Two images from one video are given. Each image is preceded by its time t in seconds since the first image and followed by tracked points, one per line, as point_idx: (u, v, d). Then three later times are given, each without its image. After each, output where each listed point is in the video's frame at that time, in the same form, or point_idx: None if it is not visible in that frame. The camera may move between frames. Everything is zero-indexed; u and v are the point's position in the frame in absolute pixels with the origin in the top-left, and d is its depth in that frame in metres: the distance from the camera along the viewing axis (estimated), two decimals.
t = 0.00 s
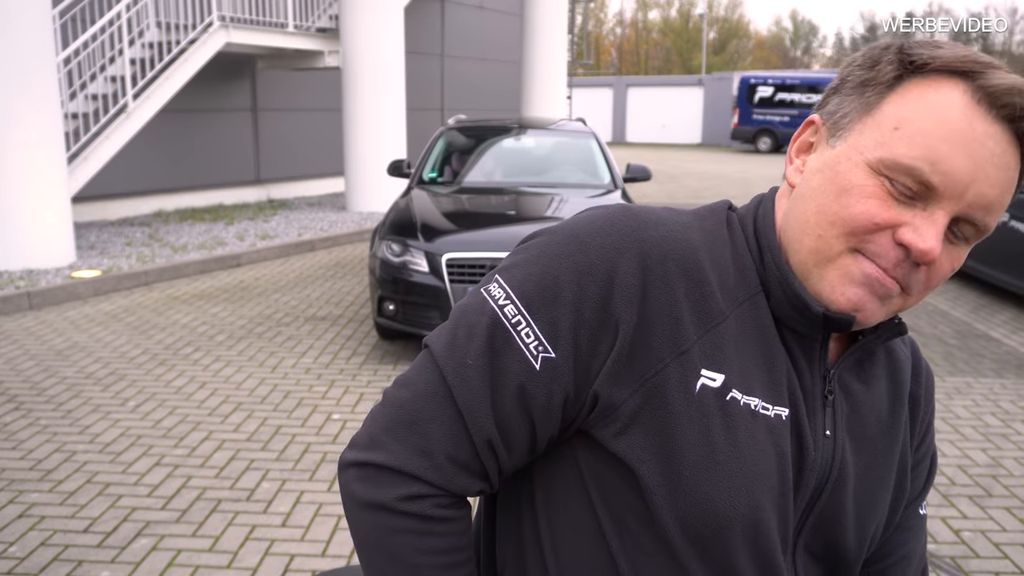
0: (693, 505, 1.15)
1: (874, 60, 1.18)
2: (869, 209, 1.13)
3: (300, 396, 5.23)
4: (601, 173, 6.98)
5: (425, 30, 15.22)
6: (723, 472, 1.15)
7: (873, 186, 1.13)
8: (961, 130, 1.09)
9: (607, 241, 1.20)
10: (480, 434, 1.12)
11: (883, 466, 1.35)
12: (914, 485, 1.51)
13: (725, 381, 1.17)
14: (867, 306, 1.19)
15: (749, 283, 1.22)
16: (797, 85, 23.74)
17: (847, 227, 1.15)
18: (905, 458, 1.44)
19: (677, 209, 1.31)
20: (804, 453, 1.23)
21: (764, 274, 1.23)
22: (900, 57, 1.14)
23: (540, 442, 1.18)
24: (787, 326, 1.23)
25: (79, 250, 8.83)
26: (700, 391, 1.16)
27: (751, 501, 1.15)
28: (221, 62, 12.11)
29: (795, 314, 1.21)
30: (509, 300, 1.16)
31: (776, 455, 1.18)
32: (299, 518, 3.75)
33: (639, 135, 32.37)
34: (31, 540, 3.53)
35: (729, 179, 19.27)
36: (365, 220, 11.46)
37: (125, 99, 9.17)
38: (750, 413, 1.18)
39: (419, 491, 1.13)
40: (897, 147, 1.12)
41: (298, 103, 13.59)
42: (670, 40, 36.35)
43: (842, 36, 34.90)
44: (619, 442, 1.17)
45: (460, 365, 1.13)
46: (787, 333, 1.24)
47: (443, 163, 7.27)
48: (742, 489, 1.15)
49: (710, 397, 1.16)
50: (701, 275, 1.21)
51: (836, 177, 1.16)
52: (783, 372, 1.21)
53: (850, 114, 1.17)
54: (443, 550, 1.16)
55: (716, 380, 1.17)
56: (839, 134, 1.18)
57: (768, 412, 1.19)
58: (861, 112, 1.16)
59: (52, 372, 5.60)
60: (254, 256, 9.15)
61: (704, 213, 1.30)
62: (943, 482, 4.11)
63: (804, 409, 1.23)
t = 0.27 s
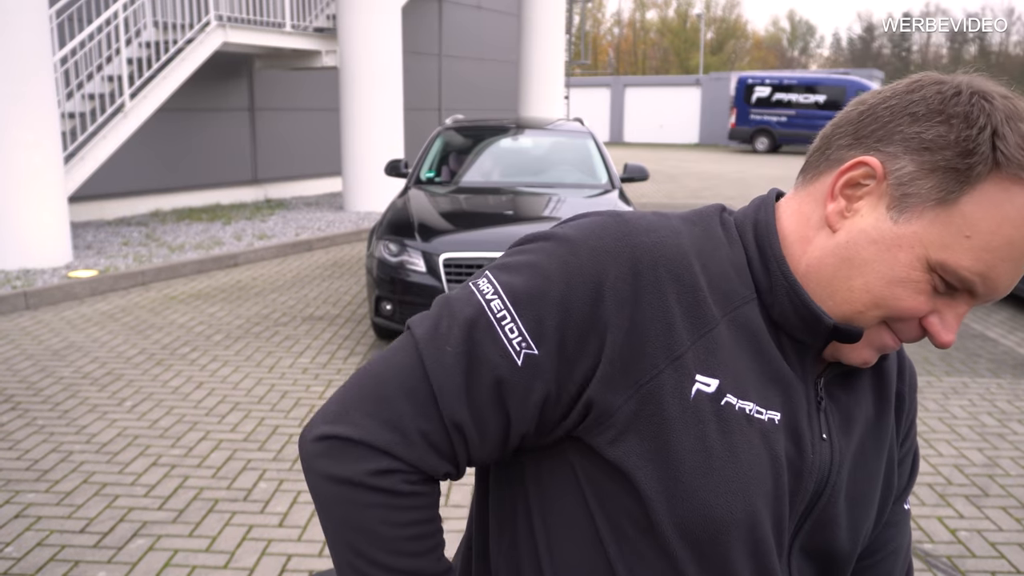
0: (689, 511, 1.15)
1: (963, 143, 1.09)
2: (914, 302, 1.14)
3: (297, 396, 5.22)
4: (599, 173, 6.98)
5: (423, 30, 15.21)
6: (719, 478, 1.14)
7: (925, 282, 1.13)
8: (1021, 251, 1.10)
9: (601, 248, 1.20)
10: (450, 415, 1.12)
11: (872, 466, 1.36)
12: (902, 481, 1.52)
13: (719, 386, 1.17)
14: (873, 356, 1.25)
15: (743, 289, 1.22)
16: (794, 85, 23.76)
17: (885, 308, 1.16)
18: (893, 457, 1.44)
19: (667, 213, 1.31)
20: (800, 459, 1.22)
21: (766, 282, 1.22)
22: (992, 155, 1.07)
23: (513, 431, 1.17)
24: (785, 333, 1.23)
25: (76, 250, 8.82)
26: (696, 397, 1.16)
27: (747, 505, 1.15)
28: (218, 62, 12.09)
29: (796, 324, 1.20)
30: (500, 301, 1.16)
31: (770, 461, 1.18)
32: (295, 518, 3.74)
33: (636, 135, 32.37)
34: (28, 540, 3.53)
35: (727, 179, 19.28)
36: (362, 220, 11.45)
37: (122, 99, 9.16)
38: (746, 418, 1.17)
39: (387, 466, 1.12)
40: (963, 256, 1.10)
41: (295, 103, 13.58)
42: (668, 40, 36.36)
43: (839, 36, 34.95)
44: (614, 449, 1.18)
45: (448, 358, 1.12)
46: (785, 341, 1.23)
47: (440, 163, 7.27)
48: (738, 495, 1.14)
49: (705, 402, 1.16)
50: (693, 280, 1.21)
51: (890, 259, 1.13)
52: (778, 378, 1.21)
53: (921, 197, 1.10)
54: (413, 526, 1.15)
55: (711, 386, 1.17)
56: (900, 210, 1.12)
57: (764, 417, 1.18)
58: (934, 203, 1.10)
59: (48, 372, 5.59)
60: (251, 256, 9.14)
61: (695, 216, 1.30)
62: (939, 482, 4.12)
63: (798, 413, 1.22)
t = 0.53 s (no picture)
0: (684, 505, 1.15)
1: (965, 150, 1.09)
2: (909, 304, 1.15)
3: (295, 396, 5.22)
4: (597, 173, 6.98)
5: (421, 30, 15.21)
6: (713, 471, 1.15)
7: (920, 285, 1.14)
8: (1012, 258, 1.12)
9: (594, 241, 1.19)
10: (433, 388, 1.12)
11: (865, 461, 1.37)
12: (893, 475, 1.53)
13: (713, 380, 1.17)
14: (862, 353, 1.26)
15: (737, 287, 1.21)
16: (792, 86, 23.78)
17: (879, 309, 1.17)
18: (885, 453, 1.45)
19: (658, 210, 1.30)
20: (795, 454, 1.22)
21: (760, 279, 1.21)
22: (992, 164, 1.08)
23: (496, 410, 1.16)
24: (780, 330, 1.22)
25: (73, 250, 8.81)
26: (690, 391, 1.16)
27: (742, 498, 1.16)
28: (216, 62, 12.08)
29: (793, 320, 1.20)
30: (499, 309, 1.14)
31: (763, 455, 1.18)
32: (293, 519, 3.74)
33: (634, 135, 32.38)
34: (25, 541, 3.52)
35: (724, 179, 19.29)
36: (360, 220, 11.45)
37: (120, 99, 9.15)
38: (739, 412, 1.18)
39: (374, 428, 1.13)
40: (959, 260, 1.11)
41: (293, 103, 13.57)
42: (666, 40, 36.37)
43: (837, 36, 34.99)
44: (610, 442, 1.18)
45: (439, 340, 1.12)
46: (781, 338, 1.23)
47: (438, 163, 7.27)
48: (731, 489, 1.15)
49: (699, 395, 1.17)
50: (687, 272, 1.20)
51: (888, 262, 1.14)
52: (772, 372, 1.21)
53: (920, 202, 1.10)
54: (405, 495, 1.14)
55: (705, 380, 1.17)
56: (899, 214, 1.12)
57: (757, 411, 1.19)
58: (934, 209, 1.10)
59: (46, 372, 5.59)
60: (249, 256, 9.13)
61: (686, 216, 1.29)
62: (936, 482, 4.12)
63: (794, 408, 1.22)
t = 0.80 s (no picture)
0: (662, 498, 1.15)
1: (933, 126, 1.09)
2: (889, 286, 1.14)
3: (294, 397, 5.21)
4: (595, 173, 6.99)
5: (419, 30, 15.20)
6: (695, 462, 1.14)
7: (899, 266, 1.13)
8: (996, 230, 1.09)
9: (577, 225, 1.21)
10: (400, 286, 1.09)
11: (856, 456, 1.37)
12: (889, 467, 1.54)
13: (694, 369, 1.17)
14: (854, 341, 1.25)
15: (720, 280, 1.23)
16: (790, 85, 23.79)
17: (860, 292, 1.16)
18: (875, 445, 1.46)
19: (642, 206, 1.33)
20: (782, 447, 1.22)
21: (744, 273, 1.24)
22: (961, 140, 1.07)
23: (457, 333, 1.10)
24: (765, 322, 1.24)
25: (71, 251, 8.81)
26: (669, 378, 1.17)
27: (724, 487, 1.15)
28: (214, 62, 12.07)
29: (774, 311, 1.21)
30: (477, 255, 1.15)
31: (748, 447, 1.18)
32: (292, 520, 3.74)
33: (632, 135, 32.39)
34: (23, 543, 3.51)
35: (722, 179, 19.30)
36: (358, 221, 11.44)
37: (118, 99, 9.14)
38: (722, 404, 1.17)
39: (344, 315, 1.06)
40: (936, 240, 1.10)
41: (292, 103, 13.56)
42: (664, 40, 36.39)
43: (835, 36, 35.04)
44: (587, 419, 1.17)
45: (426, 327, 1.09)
46: (767, 331, 1.24)
47: (437, 163, 7.27)
48: (714, 480, 1.14)
49: (680, 383, 1.17)
50: (668, 261, 1.21)
51: (863, 246, 1.14)
52: (756, 364, 1.22)
53: (891, 181, 1.10)
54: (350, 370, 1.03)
55: (685, 368, 1.17)
56: (871, 195, 1.12)
57: (740, 402, 1.19)
58: (905, 187, 1.10)
59: (44, 373, 5.58)
60: (247, 257, 9.12)
61: (669, 207, 1.32)
62: (935, 482, 4.13)
63: (778, 400, 1.22)
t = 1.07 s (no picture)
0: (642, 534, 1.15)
1: (777, 56, 1.16)
2: (774, 215, 1.14)
3: (291, 396, 5.21)
4: (593, 173, 6.99)
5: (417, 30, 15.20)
6: (672, 494, 1.16)
7: (777, 193, 1.13)
8: (859, 132, 1.08)
9: (517, 295, 1.18)
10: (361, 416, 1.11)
11: (830, 449, 1.37)
12: (864, 450, 1.55)
13: (658, 407, 1.17)
14: (791, 304, 1.21)
15: (668, 301, 1.24)
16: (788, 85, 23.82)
17: (755, 233, 1.17)
18: (851, 433, 1.45)
19: (587, 238, 1.33)
20: (752, 460, 1.25)
21: (684, 283, 1.25)
22: (802, 60, 1.12)
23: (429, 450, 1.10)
24: (720, 333, 1.25)
25: (69, 250, 8.80)
26: (636, 423, 1.17)
27: (705, 512, 1.17)
28: (212, 62, 12.06)
29: (721, 320, 1.23)
30: (435, 379, 1.12)
31: (722, 466, 1.20)
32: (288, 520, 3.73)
33: (631, 135, 32.39)
34: (19, 544, 3.50)
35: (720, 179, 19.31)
36: (356, 221, 11.44)
37: (115, 99, 9.13)
38: (690, 430, 1.19)
39: (313, 453, 1.11)
40: (802, 155, 1.10)
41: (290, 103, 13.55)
42: (662, 40, 36.42)
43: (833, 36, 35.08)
44: (580, 504, 1.16)
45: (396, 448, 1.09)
46: (723, 346, 1.25)
47: (434, 163, 7.27)
48: (693, 509, 1.17)
49: (647, 425, 1.17)
50: (617, 306, 1.20)
51: (742, 185, 1.17)
52: (717, 383, 1.23)
53: (755, 116, 1.16)
54: (311, 489, 1.06)
55: (649, 407, 1.17)
56: (745, 136, 1.18)
57: (707, 425, 1.20)
58: (765, 114, 1.14)
59: (41, 373, 5.57)
60: (244, 257, 9.11)
61: (613, 236, 1.32)
62: (933, 481, 4.12)
63: (741, 414, 1.24)
